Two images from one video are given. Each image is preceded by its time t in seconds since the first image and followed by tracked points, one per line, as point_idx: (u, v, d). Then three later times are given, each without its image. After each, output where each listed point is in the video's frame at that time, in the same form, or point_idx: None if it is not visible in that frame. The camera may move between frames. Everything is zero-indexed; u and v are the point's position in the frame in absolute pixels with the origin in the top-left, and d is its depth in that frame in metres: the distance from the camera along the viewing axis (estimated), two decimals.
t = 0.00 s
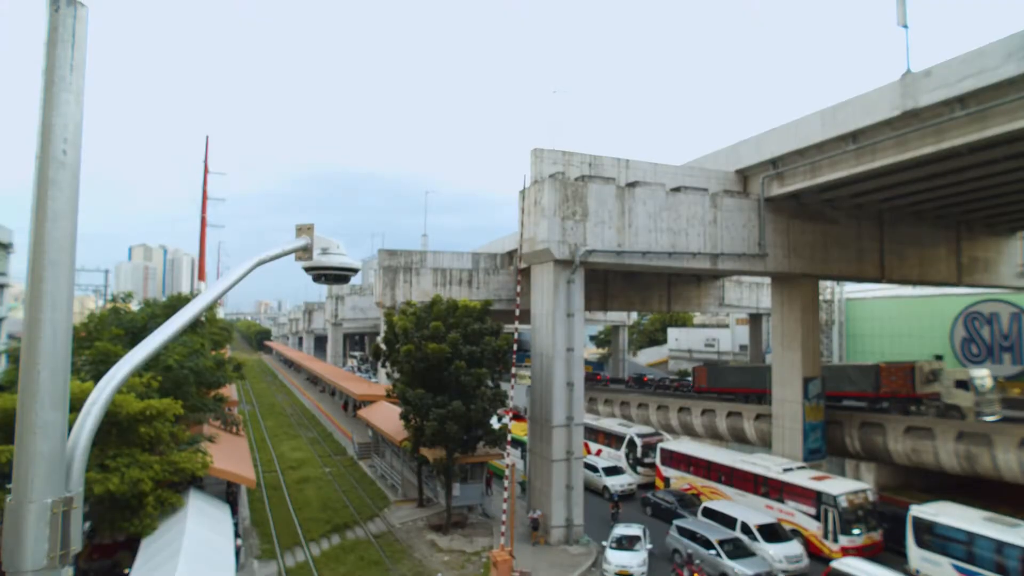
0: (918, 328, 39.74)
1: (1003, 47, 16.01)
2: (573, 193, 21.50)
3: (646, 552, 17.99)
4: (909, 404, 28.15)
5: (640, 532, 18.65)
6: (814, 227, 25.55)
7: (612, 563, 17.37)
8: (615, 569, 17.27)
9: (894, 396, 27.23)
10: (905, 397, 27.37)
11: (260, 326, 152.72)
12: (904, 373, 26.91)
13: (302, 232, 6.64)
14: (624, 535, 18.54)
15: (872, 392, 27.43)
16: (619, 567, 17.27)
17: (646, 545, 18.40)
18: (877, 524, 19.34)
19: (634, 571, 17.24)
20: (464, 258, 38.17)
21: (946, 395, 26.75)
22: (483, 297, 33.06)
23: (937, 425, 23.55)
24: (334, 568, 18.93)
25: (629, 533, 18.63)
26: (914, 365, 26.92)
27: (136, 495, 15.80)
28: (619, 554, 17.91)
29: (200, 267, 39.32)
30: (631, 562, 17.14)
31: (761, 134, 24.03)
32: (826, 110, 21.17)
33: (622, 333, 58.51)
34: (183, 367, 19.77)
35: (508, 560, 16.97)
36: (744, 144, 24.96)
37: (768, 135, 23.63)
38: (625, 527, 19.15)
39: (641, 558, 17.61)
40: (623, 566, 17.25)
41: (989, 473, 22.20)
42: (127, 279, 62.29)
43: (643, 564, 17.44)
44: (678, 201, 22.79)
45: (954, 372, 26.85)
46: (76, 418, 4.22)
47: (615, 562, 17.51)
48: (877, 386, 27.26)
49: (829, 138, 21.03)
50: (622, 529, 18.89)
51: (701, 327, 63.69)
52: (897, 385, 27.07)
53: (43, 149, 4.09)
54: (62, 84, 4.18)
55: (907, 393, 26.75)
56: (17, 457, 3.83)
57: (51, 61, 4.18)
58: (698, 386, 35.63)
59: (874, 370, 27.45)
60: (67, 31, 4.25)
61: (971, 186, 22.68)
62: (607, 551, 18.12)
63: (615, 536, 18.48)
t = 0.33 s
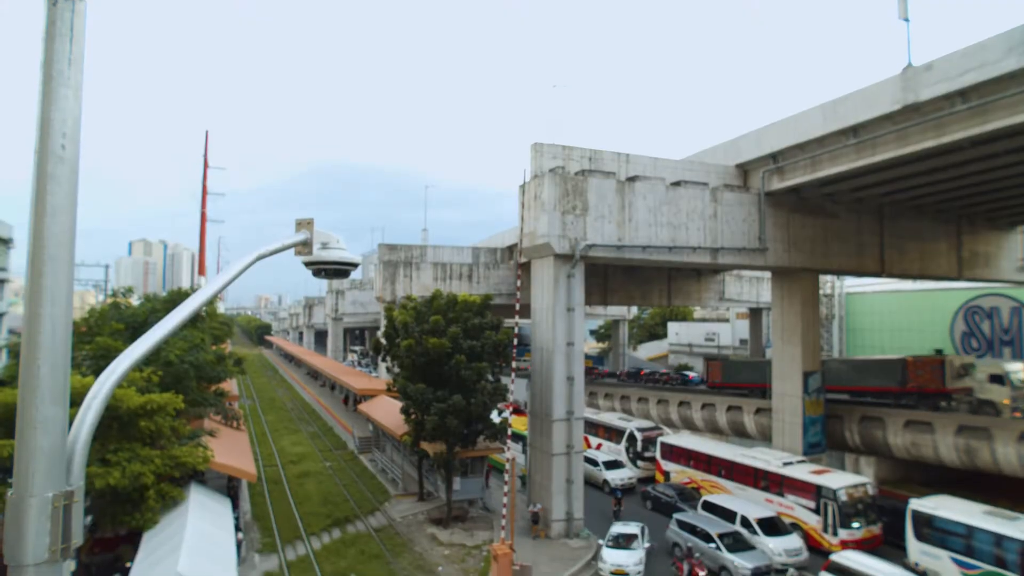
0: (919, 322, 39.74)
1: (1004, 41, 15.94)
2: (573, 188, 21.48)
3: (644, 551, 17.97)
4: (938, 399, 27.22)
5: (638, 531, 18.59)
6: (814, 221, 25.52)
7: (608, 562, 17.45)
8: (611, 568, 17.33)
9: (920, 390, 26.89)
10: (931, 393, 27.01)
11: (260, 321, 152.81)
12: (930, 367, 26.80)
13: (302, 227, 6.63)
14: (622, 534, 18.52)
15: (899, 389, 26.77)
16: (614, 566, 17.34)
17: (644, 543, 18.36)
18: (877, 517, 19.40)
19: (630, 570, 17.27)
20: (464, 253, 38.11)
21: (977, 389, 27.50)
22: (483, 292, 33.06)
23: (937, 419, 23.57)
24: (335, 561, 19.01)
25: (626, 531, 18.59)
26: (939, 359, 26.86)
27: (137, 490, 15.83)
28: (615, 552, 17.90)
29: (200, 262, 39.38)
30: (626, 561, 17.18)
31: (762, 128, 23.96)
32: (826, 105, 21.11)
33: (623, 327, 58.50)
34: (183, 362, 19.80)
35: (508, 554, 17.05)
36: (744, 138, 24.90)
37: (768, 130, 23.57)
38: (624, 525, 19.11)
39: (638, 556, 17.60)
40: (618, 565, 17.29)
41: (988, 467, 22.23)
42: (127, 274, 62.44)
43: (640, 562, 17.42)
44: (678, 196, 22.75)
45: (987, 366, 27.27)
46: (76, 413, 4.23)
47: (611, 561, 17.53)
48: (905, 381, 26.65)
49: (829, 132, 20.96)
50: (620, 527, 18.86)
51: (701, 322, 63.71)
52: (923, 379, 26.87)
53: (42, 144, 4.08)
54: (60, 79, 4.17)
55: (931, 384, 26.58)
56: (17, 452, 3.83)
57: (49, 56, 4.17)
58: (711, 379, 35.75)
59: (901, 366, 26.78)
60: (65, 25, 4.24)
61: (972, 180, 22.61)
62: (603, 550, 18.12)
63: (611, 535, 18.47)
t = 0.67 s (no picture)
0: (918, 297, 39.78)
1: (1012, 12, 15.70)
2: (573, 161, 21.32)
3: (639, 527, 18.03)
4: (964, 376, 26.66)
5: (635, 507, 18.57)
6: (815, 195, 25.38)
7: (603, 539, 17.65)
8: (605, 546, 17.57)
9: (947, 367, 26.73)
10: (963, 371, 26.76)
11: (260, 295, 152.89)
12: (956, 343, 26.85)
13: (301, 199, 6.59)
14: (618, 509, 18.57)
15: (927, 363, 26.79)
16: (608, 543, 17.57)
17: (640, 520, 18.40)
18: (871, 489, 19.63)
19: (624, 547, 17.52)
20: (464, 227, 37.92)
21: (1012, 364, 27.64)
22: (483, 266, 33.00)
23: (933, 393, 23.74)
24: (337, 532, 19.30)
25: (622, 508, 18.60)
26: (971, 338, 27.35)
27: (141, 461, 16.01)
28: (610, 529, 18.02)
29: (199, 237, 39.23)
30: (620, 539, 17.42)
31: (764, 102, 23.68)
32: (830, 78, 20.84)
33: (623, 301, 58.55)
34: (184, 336, 19.86)
35: (508, 525, 17.36)
36: (747, 111, 24.61)
37: (771, 102, 23.28)
38: (621, 500, 19.11)
39: (633, 534, 17.68)
40: (612, 543, 17.48)
41: (983, 440, 22.43)
42: (125, 248, 62.57)
43: (634, 540, 17.53)
44: (679, 169, 22.58)
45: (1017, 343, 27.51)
46: (77, 386, 4.23)
47: (605, 538, 17.71)
48: (932, 356, 26.73)
49: (832, 106, 20.72)
50: (617, 503, 18.89)
51: (701, 296, 63.72)
52: (949, 356, 26.88)
53: (33, 115, 4.01)
54: (50, 48, 4.09)
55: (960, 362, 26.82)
56: (19, 424, 3.85)
57: (39, 25, 4.08)
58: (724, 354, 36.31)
59: (926, 341, 27.00)
60: None
61: (976, 154, 22.41)
62: (598, 526, 18.25)
63: (606, 511, 18.58)
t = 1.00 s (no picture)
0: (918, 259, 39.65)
1: None
2: (573, 120, 21.01)
3: (632, 491, 17.95)
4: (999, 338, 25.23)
5: (629, 471, 18.46)
6: (818, 155, 25.09)
7: (594, 502, 17.61)
8: (596, 508, 17.54)
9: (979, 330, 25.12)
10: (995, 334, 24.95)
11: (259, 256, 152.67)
12: (993, 306, 24.81)
13: (298, 156, 6.53)
14: (611, 473, 18.50)
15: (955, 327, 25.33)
16: (599, 506, 17.53)
17: (634, 484, 18.31)
18: (865, 448, 19.92)
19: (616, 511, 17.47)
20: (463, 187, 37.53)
21: None
22: (483, 226, 32.83)
23: (930, 354, 23.89)
24: (340, 488, 19.67)
25: (616, 471, 18.52)
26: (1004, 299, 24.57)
27: (147, 420, 16.23)
28: (602, 492, 17.97)
29: (196, 197, 38.97)
30: (612, 503, 17.37)
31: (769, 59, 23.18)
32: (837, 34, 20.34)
33: (623, 262, 58.46)
34: (185, 297, 19.88)
35: (508, 482, 17.70)
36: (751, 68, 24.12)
37: (776, 60, 22.79)
38: (616, 464, 19.02)
39: (625, 497, 17.60)
40: (603, 506, 17.44)
41: (977, 400, 22.66)
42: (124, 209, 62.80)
43: (626, 503, 17.46)
44: (681, 128, 22.25)
45: None
46: (77, 345, 4.24)
47: (596, 501, 17.67)
48: (962, 319, 25.18)
49: (839, 63, 20.27)
50: (611, 467, 18.81)
51: (701, 257, 63.56)
52: (984, 319, 25.09)
53: (21, 68, 3.90)
54: None
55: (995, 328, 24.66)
56: (22, 381, 3.86)
57: None
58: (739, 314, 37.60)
59: (957, 303, 25.34)
60: None
61: (983, 114, 22.05)
62: (590, 489, 18.20)
63: (600, 474, 18.50)
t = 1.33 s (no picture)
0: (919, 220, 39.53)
1: None
2: (575, 76, 20.62)
3: (624, 455, 17.71)
4: None
5: (622, 435, 18.17)
6: (823, 113, 24.71)
7: (585, 466, 17.38)
8: (587, 472, 17.32)
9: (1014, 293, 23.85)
10: None
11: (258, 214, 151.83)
12: None
13: (295, 111, 6.40)
14: (603, 436, 18.24)
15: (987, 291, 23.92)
16: (590, 470, 17.31)
17: (627, 448, 18.05)
18: (861, 407, 20.14)
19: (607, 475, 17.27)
20: (463, 144, 37.02)
21: None
22: (483, 184, 32.54)
23: (929, 315, 23.97)
24: (343, 444, 19.98)
25: (608, 435, 18.25)
26: None
27: (151, 378, 16.38)
28: (594, 456, 17.73)
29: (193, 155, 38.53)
30: (603, 467, 17.15)
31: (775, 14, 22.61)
32: None
33: (623, 221, 58.15)
34: (185, 256, 19.85)
35: (508, 439, 17.99)
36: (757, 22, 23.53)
37: (783, 14, 22.22)
38: (609, 427, 18.75)
39: (617, 462, 17.36)
40: (594, 470, 17.22)
41: (973, 360, 22.84)
42: (119, 167, 62.33)
43: (617, 468, 17.24)
44: (684, 85, 21.83)
45: None
46: (77, 302, 4.22)
47: (588, 465, 17.43)
48: (994, 282, 23.73)
49: (848, 17, 19.76)
50: (604, 430, 18.53)
51: (702, 216, 63.22)
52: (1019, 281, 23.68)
53: (5, 16, 3.78)
54: None
55: None
56: (22, 337, 3.85)
57: None
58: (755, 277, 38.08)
59: (991, 265, 24.00)
60: None
61: (993, 72, 21.62)
62: (582, 453, 17.96)
63: (592, 437, 18.24)
